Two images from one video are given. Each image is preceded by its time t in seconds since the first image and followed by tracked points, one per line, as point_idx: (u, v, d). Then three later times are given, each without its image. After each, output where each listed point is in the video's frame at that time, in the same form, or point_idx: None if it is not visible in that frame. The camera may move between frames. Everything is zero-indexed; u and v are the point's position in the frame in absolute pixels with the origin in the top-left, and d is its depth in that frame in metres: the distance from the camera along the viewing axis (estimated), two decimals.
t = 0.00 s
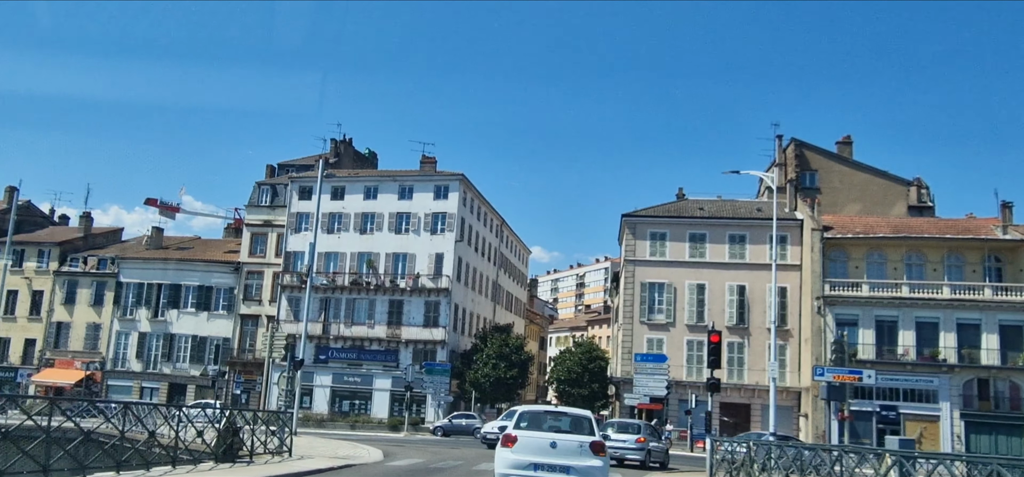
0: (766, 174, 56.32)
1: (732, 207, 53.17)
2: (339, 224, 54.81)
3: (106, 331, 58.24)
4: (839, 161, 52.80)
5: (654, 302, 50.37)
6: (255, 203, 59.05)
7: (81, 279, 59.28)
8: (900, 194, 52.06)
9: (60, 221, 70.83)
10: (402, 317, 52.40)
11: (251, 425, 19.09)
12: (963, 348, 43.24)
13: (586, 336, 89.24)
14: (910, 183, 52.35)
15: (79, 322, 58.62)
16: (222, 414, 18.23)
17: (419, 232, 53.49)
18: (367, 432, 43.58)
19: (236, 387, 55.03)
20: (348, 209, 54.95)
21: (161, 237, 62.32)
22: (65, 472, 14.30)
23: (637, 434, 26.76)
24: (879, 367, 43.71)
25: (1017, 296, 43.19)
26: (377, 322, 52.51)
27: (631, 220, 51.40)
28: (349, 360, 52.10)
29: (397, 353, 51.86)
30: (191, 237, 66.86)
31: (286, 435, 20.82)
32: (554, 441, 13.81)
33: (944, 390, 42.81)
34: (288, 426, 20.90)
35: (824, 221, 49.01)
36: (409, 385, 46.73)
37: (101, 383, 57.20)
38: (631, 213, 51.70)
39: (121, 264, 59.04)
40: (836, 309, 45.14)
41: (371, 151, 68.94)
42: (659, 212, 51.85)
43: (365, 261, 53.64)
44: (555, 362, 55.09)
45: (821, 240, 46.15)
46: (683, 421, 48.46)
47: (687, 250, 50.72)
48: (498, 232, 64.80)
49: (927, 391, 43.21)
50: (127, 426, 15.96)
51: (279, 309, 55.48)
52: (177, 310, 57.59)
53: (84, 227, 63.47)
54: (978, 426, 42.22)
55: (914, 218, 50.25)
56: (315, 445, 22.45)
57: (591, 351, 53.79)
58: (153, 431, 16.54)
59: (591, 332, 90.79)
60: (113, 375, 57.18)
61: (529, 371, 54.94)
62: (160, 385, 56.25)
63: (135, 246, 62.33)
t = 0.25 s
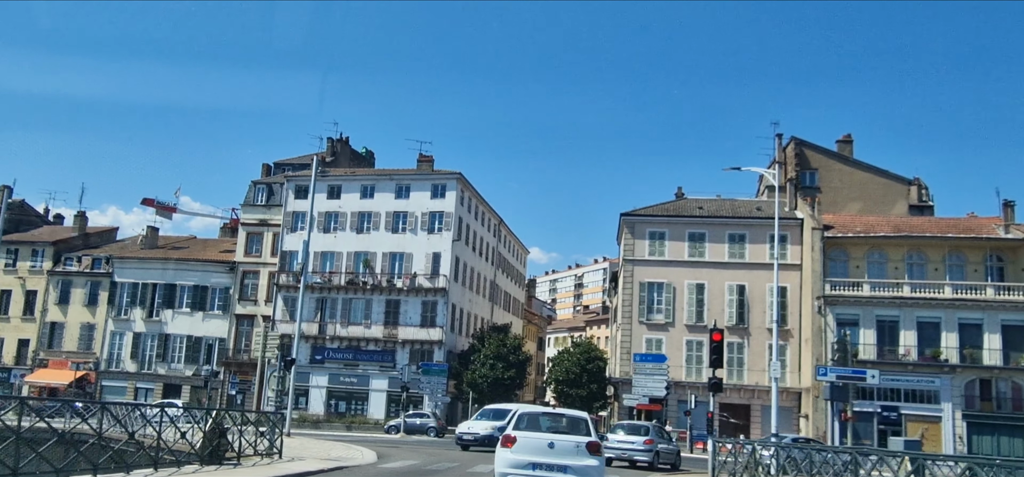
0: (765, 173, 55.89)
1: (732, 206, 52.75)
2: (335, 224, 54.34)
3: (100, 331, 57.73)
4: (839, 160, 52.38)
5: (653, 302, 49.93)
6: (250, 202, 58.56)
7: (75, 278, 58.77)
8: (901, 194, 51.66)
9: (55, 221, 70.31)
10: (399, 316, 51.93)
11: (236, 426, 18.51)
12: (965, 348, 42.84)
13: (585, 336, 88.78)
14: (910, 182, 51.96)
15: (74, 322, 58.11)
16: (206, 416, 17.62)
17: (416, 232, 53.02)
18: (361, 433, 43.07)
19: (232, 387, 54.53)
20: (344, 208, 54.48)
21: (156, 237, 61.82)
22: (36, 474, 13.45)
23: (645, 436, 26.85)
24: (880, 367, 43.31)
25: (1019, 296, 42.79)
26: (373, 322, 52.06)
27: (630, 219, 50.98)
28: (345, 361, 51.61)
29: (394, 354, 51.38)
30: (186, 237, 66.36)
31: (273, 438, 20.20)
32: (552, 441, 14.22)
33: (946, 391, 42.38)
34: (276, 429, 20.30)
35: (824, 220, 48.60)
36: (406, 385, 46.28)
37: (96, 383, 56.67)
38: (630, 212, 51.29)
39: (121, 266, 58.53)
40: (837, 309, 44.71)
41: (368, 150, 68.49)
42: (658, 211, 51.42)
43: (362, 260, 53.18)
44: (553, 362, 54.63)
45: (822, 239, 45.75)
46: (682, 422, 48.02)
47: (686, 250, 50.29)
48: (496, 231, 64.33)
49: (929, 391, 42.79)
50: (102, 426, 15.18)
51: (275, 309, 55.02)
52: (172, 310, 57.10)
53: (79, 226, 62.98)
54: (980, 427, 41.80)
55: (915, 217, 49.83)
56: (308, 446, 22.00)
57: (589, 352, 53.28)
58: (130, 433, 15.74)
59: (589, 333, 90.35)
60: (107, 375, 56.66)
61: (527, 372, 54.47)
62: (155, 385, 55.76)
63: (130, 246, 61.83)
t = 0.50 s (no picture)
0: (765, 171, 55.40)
1: (731, 205, 52.25)
2: (331, 222, 53.79)
3: (93, 331, 57.12)
4: (839, 158, 51.89)
5: (652, 301, 49.42)
6: (245, 201, 57.99)
7: (68, 278, 58.16)
8: (902, 192, 51.21)
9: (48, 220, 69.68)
10: (395, 316, 51.37)
11: (220, 426, 17.88)
12: (967, 348, 42.37)
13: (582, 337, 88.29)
14: (911, 180, 51.51)
15: (66, 322, 57.50)
16: (188, 416, 16.95)
17: (412, 230, 52.47)
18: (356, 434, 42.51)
19: (226, 388, 53.96)
20: (340, 207, 53.94)
21: (150, 236, 61.22)
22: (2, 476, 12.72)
23: (655, 437, 26.80)
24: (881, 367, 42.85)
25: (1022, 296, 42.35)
26: (369, 321, 51.51)
27: (629, 218, 50.48)
28: (341, 361, 51.08)
29: (390, 354, 50.83)
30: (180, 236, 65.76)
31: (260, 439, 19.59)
32: (549, 440, 14.09)
33: (948, 391, 41.91)
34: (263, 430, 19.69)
35: (824, 218, 48.11)
36: (402, 385, 45.76)
37: (88, 383, 56.04)
38: (628, 211, 50.78)
39: (121, 267, 57.77)
40: (837, 308, 44.22)
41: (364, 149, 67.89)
42: (656, 210, 50.92)
43: (357, 260, 52.65)
44: (550, 363, 54.12)
45: (822, 238, 45.29)
46: (681, 422, 47.51)
47: (685, 249, 49.79)
48: (493, 231, 63.79)
49: (930, 392, 42.32)
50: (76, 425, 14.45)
51: (270, 308, 54.47)
52: (166, 310, 56.52)
53: (72, 225, 62.37)
54: (982, 428, 41.33)
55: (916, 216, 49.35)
56: (298, 448, 21.46)
57: (587, 352, 52.72)
58: (108, 434, 15.00)
59: (587, 333, 89.86)
60: (100, 376, 56.05)
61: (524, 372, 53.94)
62: (148, 386, 55.16)
63: (124, 245, 61.23)
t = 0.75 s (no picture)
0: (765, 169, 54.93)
1: (731, 203, 51.79)
2: (327, 221, 53.31)
3: (87, 331, 56.58)
4: (840, 156, 51.43)
5: (651, 301, 48.96)
6: (241, 200, 57.47)
7: (62, 277, 57.63)
8: (903, 190, 50.77)
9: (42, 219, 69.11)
10: (392, 315, 50.86)
11: (206, 426, 17.20)
12: (969, 348, 41.95)
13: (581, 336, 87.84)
14: (912, 179, 51.09)
15: (60, 321, 56.95)
16: (171, 414, 16.28)
17: (409, 229, 51.97)
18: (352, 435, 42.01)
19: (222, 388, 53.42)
20: (336, 205, 53.44)
21: (145, 235, 60.69)
22: None
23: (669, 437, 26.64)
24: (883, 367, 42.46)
25: None
26: (366, 321, 51.02)
27: (628, 216, 50.03)
28: (337, 361, 50.62)
29: (386, 353, 50.32)
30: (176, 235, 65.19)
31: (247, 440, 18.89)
32: (547, 440, 14.33)
33: (951, 391, 41.49)
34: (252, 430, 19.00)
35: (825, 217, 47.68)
36: (399, 385, 45.30)
37: (83, 383, 55.61)
38: (627, 209, 50.32)
39: (121, 267, 57.20)
40: (839, 308, 43.79)
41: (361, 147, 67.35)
42: (655, 208, 50.46)
43: (354, 258, 52.17)
44: (548, 362, 53.66)
45: (823, 236, 44.90)
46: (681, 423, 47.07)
47: (685, 247, 49.33)
48: (491, 229, 63.28)
49: (933, 392, 41.88)
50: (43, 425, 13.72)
51: (266, 308, 54.00)
52: (161, 309, 56.01)
53: (66, 223, 61.84)
54: (985, 428, 40.91)
55: (918, 214, 48.89)
56: (291, 449, 21.00)
57: (586, 351, 52.28)
58: (83, 434, 14.31)
59: (586, 333, 89.40)
60: (95, 376, 55.53)
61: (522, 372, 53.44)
62: (143, 386, 54.68)
63: (118, 244, 60.70)
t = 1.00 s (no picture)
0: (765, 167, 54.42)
1: (731, 202, 51.26)
2: (323, 219, 52.75)
3: (81, 330, 55.97)
4: (841, 154, 50.93)
5: (650, 300, 48.44)
6: (236, 198, 56.89)
7: (55, 276, 57.01)
8: (905, 189, 50.24)
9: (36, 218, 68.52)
10: (388, 315, 50.28)
11: (184, 427, 16.34)
12: (973, 347, 41.41)
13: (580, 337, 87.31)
14: (915, 177, 50.57)
15: (53, 321, 56.35)
16: (149, 415, 15.53)
17: (406, 227, 51.43)
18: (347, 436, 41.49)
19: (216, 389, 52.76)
20: (332, 203, 52.89)
21: (139, 234, 60.10)
22: None
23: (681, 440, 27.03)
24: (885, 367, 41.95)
25: None
26: (362, 320, 50.46)
27: (627, 215, 49.52)
28: (333, 360, 50.04)
29: (383, 353, 49.74)
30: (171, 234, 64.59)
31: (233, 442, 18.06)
32: (546, 440, 14.94)
33: (954, 392, 40.94)
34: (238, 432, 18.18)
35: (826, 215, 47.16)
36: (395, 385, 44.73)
37: (76, 384, 54.96)
38: (626, 207, 49.81)
39: (122, 267, 56.46)
40: (841, 307, 43.26)
41: (358, 145, 66.83)
42: (655, 207, 49.95)
43: (350, 257, 51.60)
44: (547, 363, 53.10)
45: (825, 235, 44.39)
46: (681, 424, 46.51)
47: (684, 246, 48.81)
48: (489, 228, 62.73)
49: (936, 392, 41.34)
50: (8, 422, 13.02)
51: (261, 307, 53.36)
52: (155, 309, 55.41)
53: (60, 222, 61.25)
54: (989, 429, 40.37)
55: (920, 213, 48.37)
56: (282, 450, 20.45)
57: (584, 351, 51.82)
58: (51, 434, 13.59)
59: (585, 333, 88.87)
60: (88, 376, 54.91)
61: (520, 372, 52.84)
62: (137, 386, 54.07)
63: (113, 243, 60.12)
